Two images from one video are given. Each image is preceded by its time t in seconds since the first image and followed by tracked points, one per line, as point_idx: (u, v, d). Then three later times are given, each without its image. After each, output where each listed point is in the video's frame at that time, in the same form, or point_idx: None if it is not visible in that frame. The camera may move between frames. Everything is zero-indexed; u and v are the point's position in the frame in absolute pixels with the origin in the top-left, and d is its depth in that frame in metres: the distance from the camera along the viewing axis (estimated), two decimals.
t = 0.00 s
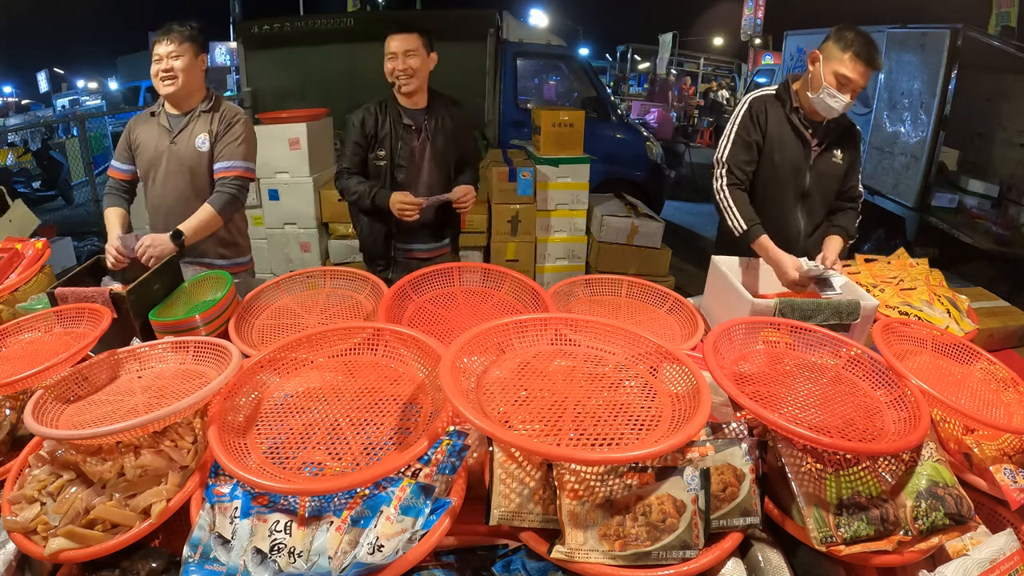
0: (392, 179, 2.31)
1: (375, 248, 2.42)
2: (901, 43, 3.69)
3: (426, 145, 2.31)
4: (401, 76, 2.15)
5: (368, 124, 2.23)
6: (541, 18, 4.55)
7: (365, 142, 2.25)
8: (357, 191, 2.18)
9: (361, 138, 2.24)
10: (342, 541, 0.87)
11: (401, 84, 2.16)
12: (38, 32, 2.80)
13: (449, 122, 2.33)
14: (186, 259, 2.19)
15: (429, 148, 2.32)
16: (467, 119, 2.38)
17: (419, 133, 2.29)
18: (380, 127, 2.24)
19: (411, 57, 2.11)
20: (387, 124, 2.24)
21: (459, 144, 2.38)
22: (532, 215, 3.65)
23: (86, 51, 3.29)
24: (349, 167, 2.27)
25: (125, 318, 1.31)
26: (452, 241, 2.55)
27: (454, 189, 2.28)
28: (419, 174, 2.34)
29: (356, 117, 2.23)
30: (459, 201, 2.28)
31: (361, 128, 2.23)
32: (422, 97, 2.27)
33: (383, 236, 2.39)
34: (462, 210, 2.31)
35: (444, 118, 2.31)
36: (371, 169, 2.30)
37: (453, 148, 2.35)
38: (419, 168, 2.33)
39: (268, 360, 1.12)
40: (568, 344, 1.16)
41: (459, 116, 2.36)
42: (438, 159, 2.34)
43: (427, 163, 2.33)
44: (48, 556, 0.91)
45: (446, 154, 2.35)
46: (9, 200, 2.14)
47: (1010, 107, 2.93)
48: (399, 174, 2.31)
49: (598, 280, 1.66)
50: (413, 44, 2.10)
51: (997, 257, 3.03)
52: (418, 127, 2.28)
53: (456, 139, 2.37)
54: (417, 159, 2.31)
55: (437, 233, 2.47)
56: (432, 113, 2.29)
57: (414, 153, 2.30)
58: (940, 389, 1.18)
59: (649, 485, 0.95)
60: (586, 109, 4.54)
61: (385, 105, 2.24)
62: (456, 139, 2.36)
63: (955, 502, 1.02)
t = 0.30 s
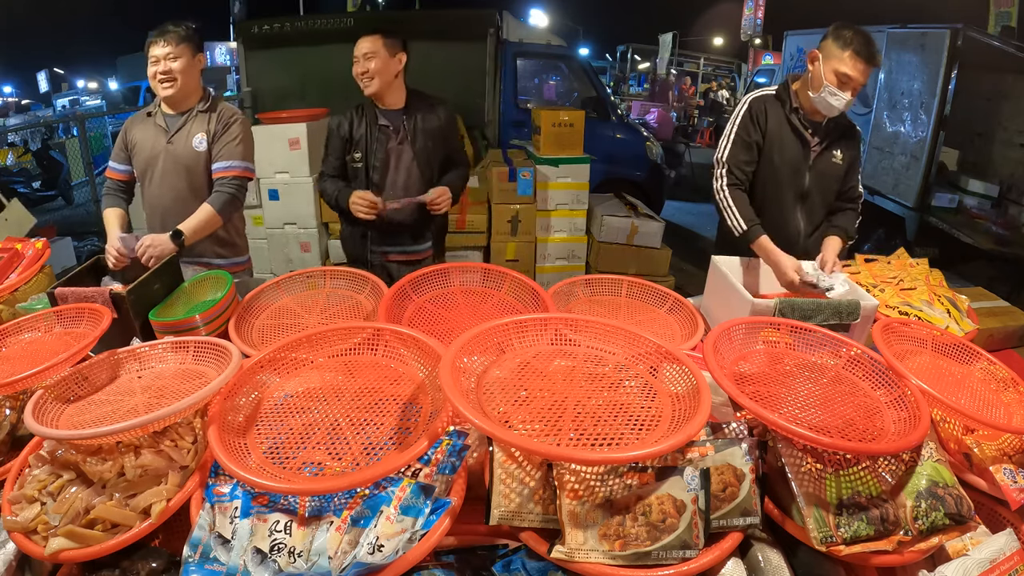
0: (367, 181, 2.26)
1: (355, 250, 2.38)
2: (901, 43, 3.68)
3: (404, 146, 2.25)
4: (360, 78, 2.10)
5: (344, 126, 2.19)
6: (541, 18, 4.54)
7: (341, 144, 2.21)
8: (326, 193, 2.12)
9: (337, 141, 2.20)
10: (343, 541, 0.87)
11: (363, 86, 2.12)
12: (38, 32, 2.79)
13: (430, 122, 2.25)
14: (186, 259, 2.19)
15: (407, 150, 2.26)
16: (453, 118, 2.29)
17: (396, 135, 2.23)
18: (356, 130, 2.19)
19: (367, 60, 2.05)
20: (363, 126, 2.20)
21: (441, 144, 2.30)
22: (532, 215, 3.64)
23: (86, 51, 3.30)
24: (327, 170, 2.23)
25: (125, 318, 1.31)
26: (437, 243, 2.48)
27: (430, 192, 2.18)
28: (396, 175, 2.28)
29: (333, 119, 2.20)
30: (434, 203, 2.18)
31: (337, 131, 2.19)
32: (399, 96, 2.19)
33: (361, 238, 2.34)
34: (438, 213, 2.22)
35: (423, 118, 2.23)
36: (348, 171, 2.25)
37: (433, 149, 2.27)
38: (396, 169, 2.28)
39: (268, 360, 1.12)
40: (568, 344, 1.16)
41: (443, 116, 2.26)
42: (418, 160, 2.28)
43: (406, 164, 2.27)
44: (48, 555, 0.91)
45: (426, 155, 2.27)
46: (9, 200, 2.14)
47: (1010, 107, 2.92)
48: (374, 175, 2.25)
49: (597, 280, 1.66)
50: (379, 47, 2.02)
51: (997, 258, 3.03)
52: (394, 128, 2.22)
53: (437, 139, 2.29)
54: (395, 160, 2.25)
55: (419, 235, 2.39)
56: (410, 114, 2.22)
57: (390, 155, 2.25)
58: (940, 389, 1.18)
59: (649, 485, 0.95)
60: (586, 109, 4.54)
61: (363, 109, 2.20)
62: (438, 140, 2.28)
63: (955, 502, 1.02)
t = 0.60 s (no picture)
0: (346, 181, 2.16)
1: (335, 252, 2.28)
2: (901, 43, 3.68)
3: (384, 146, 2.16)
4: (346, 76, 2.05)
5: (325, 126, 2.14)
6: (541, 18, 4.53)
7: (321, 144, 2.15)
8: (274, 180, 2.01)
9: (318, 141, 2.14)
10: (342, 541, 0.87)
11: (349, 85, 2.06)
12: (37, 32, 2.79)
13: (413, 121, 2.17)
14: (185, 259, 2.19)
15: (387, 150, 2.16)
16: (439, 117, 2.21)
17: (376, 135, 2.14)
18: (335, 129, 2.12)
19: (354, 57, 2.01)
20: (344, 126, 2.12)
21: (423, 145, 2.21)
22: (532, 215, 3.64)
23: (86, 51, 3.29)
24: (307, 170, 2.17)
25: (125, 318, 1.31)
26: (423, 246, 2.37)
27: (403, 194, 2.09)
28: (375, 177, 2.18)
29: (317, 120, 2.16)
30: (405, 204, 2.08)
31: (318, 131, 2.15)
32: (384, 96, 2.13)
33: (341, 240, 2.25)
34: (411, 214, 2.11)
35: (404, 117, 2.15)
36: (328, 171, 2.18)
37: (415, 149, 2.18)
38: (375, 170, 2.17)
39: (268, 360, 1.12)
40: (568, 344, 1.15)
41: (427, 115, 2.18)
42: (399, 162, 2.18)
43: (387, 165, 2.18)
44: (48, 555, 0.91)
45: (407, 156, 2.18)
46: (9, 200, 2.14)
47: (1010, 107, 2.92)
48: (352, 176, 2.15)
49: (597, 280, 1.66)
50: (366, 44, 2.00)
51: (997, 258, 3.04)
52: (375, 128, 2.14)
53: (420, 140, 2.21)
54: (375, 161, 2.16)
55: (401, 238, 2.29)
56: (393, 113, 2.14)
57: (370, 156, 2.15)
58: (940, 389, 1.18)
59: (649, 485, 0.95)
60: (586, 109, 4.54)
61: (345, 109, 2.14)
62: (420, 140, 2.20)
63: (955, 502, 1.02)
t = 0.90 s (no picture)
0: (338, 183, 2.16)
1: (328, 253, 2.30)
2: (901, 43, 3.68)
3: (376, 147, 2.15)
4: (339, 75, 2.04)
5: (317, 126, 2.13)
6: (541, 18, 4.50)
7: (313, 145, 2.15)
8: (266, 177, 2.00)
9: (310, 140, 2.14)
10: (343, 541, 0.87)
11: (343, 83, 2.05)
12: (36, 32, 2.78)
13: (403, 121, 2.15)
14: (186, 259, 2.20)
15: (379, 151, 2.15)
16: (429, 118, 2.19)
17: (367, 136, 2.14)
18: (326, 130, 2.12)
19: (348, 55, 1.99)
20: (335, 126, 2.12)
21: (414, 146, 2.19)
22: (532, 215, 3.64)
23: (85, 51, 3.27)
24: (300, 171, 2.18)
25: (125, 318, 1.31)
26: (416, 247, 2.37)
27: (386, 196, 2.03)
28: (366, 178, 2.17)
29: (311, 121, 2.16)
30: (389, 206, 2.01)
31: (311, 131, 2.15)
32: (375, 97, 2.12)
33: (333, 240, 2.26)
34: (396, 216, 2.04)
35: (394, 117, 2.14)
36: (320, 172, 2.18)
37: (405, 150, 2.17)
38: (367, 172, 2.17)
39: (268, 360, 1.12)
40: (568, 344, 1.16)
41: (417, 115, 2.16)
42: (389, 163, 2.17)
43: (378, 166, 2.17)
44: (48, 555, 0.91)
45: (398, 157, 2.17)
46: (9, 199, 2.14)
47: (1010, 107, 2.92)
48: (345, 178, 2.15)
49: (597, 280, 1.66)
50: (360, 43, 2.00)
51: (997, 258, 3.04)
52: (366, 129, 2.13)
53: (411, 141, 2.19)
54: (366, 162, 2.15)
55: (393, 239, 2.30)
56: (384, 114, 2.12)
57: (362, 156, 2.15)
58: (940, 389, 1.18)
59: (649, 485, 0.95)
60: (587, 109, 4.53)
61: (338, 110, 2.13)
62: (411, 141, 2.18)
63: (955, 502, 1.02)
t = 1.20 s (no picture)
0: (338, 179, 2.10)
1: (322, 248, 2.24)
2: (901, 43, 3.63)
3: (374, 146, 2.07)
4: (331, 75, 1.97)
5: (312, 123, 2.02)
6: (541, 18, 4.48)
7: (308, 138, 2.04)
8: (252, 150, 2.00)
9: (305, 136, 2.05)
10: (343, 541, 0.87)
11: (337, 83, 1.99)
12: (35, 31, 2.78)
13: (402, 120, 2.04)
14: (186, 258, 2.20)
15: (377, 150, 2.07)
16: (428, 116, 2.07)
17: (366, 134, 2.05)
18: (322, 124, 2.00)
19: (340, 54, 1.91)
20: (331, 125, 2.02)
21: (413, 145, 2.09)
22: (532, 215, 3.64)
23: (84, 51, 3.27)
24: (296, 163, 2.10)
25: (125, 318, 1.31)
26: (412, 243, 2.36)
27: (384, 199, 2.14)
28: (365, 177, 2.10)
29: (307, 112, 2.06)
30: (388, 210, 2.15)
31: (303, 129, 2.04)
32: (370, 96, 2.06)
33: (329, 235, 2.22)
34: (392, 219, 2.18)
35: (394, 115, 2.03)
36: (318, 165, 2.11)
37: (404, 150, 2.08)
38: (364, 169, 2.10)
39: (268, 360, 1.12)
40: (568, 344, 1.16)
41: (415, 113, 2.04)
42: (387, 163, 2.09)
43: (376, 165, 2.10)
44: (48, 555, 0.91)
45: (396, 157, 2.08)
46: (9, 199, 2.14)
47: (1010, 107, 2.92)
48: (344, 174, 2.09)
49: (598, 280, 1.66)
50: (352, 41, 1.91)
51: (997, 257, 3.04)
52: (364, 127, 2.03)
53: (410, 139, 2.11)
54: (364, 160, 2.08)
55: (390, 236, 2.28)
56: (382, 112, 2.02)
57: (361, 155, 2.07)
58: (940, 389, 1.18)
59: (649, 485, 0.95)
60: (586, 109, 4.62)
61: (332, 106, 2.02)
62: (410, 140, 2.09)
63: (955, 502, 1.02)
